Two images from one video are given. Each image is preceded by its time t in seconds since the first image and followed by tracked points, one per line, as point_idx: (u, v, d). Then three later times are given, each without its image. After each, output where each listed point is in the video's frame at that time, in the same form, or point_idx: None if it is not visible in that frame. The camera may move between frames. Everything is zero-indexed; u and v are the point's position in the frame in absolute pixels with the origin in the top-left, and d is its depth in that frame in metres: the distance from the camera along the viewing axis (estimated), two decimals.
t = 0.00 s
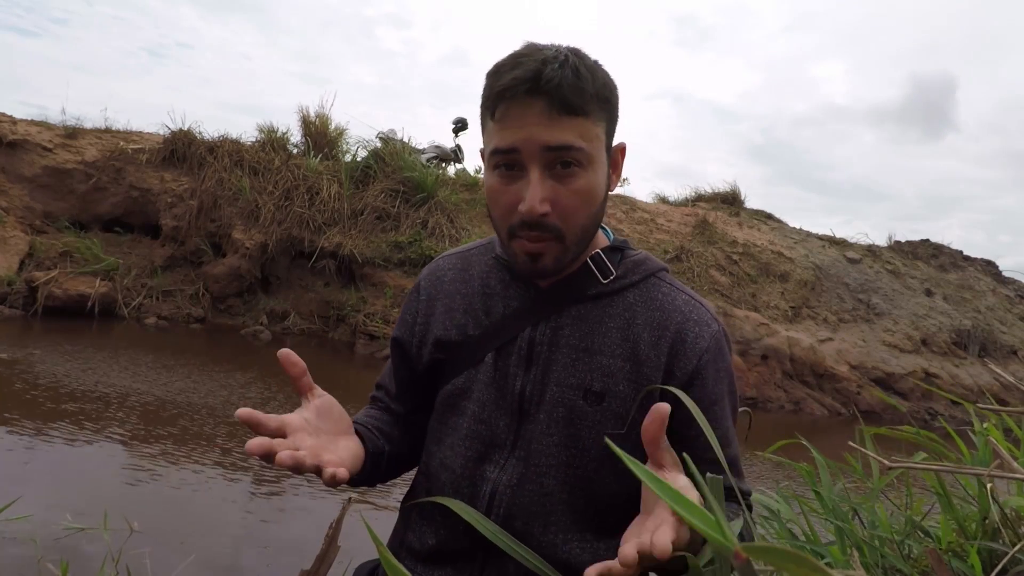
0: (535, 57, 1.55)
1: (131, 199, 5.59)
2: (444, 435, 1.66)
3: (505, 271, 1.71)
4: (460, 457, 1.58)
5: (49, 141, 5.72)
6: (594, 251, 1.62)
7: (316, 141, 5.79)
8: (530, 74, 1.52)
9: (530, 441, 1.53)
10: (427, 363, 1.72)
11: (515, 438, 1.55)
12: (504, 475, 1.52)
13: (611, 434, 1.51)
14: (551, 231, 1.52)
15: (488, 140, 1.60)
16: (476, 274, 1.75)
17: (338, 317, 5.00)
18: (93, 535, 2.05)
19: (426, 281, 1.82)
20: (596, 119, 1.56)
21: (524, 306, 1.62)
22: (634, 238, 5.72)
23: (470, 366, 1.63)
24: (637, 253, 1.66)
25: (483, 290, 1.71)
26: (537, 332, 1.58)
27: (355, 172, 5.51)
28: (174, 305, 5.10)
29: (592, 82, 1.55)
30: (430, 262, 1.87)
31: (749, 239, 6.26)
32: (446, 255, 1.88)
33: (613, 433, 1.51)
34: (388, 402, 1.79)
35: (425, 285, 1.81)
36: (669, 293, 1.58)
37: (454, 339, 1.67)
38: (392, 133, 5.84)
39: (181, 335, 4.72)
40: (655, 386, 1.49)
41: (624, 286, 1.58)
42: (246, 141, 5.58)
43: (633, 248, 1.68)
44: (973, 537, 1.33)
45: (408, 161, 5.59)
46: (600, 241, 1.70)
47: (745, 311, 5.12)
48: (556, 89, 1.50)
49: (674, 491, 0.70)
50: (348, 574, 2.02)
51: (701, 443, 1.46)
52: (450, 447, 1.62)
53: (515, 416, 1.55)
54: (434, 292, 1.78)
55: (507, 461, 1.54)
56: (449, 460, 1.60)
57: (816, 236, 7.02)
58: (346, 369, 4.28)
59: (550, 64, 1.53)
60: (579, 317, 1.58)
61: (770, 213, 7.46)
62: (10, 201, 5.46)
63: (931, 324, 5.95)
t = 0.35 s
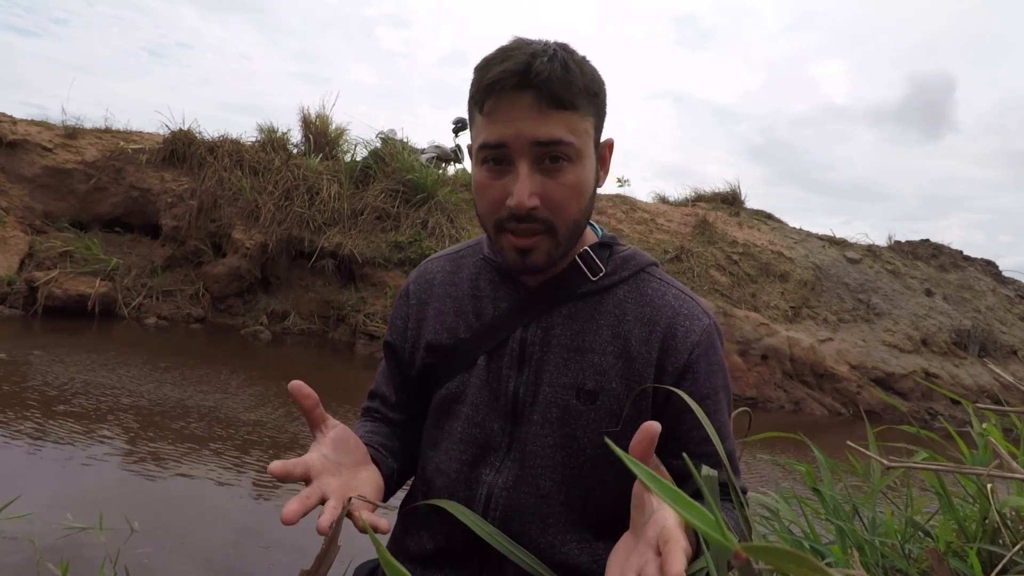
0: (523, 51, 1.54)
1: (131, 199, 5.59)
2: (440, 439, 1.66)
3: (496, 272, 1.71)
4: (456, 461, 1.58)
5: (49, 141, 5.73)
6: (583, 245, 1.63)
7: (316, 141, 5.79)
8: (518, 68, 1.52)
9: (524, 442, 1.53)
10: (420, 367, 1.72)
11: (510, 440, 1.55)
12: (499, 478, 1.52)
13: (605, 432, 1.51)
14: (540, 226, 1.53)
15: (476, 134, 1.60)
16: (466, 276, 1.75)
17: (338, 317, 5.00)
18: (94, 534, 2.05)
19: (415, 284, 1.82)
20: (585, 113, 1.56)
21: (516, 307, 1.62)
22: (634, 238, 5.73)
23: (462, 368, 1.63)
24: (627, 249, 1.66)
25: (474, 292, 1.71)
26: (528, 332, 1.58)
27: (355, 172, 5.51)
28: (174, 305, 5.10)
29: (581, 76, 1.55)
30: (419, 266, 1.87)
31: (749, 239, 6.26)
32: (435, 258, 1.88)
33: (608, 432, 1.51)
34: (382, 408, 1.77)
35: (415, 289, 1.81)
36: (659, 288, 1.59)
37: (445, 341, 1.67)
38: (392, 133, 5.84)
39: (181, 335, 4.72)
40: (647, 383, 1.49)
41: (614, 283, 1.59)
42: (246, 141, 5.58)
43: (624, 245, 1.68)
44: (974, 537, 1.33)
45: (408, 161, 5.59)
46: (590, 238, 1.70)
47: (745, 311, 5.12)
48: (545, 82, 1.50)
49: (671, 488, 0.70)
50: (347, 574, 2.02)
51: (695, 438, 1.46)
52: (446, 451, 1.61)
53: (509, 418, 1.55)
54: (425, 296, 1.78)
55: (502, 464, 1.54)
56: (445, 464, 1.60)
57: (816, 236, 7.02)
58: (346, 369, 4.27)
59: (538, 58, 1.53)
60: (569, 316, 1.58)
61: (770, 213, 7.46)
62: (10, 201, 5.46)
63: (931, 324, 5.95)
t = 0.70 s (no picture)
0: (512, 47, 1.55)
1: (131, 199, 5.59)
2: (438, 440, 1.66)
3: (492, 272, 1.71)
4: (453, 461, 1.58)
5: (49, 141, 5.73)
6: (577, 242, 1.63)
7: (316, 141, 5.79)
8: (508, 65, 1.52)
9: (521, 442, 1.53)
10: (417, 368, 1.72)
11: (508, 440, 1.55)
12: (497, 478, 1.52)
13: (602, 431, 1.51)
14: (532, 222, 1.53)
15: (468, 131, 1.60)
16: (463, 275, 1.75)
17: (338, 317, 5.01)
18: (95, 534, 2.05)
19: (412, 285, 1.82)
20: (577, 109, 1.56)
21: (513, 307, 1.62)
22: (634, 238, 5.73)
23: (459, 369, 1.63)
24: (624, 247, 1.66)
25: (471, 292, 1.71)
26: (525, 332, 1.58)
27: (355, 172, 5.51)
28: (174, 305, 5.10)
29: (573, 72, 1.55)
30: (415, 266, 1.87)
31: (749, 239, 6.26)
32: (432, 258, 1.88)
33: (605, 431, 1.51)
34: (385, 412, 1.77)
35: (412, 289, 1.81)
36: (655, 287, 1.58)
37: (442, 342, 1.67)
38: (392, 133, 5.85)
39: (181, 335, 4.72)
40: (644, 382, 1.49)
41: (610, 282, 1.58)
42: (246, 141, 5.58)
43: (621, 243, 1.68)
44: (974, 537, 1.33)
45: (408, 161, 5.59)
46: (586, 236, 1.69)
47: (745, 311, 5.12)
48: (534, 78, 1.51)
49: (671, 489, 0.70)
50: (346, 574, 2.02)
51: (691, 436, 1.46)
52: (444, 452, 1.62)
53: (506, 418, 1.56)
54: (422, 297, 1.78)
55: (499, 465, 1.54)
56: (444, 465, 1.60)
57: (816, 236, 7.02)
58: (346, 369, 4.27)
59: (528, 54, 1.53)
60: (566, 316, 1.57)
61: (770, 213, 7.46)
62: (10, 201, 5.45)
63: (931, 324, 5.95)
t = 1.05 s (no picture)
0: (474, 58, 1.64)
1: (131, 199, 5.59)
2: (443, 436, 1.67)
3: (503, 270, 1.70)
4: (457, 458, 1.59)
5: (49, 141, 5.73)
6: (542, 242, 1.57)
7: (316, 141, 5.79)
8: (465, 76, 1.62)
9: (527, 441, 1.54)
10: (427, 363, 1.71)
11: (514, 439, 1.56)
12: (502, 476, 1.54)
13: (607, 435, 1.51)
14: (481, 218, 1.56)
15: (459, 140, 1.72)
16: (475, 273, 1.74)
17: (338, 317, 5.01)
18: (94, 535, 2.05)
19: (425, 279, 1.80)
20: (519, 104, 1.55)
21: (523, 306, 1.61)
22: (634, 238, 5.72)
23: (467, 366, 1.62)
24: (636, 254, 1.65)
25: (482, 290, 1.70)
26: (535, 331, 1.58)
27: (355, 172, 5.51)
28: (174, 305, 5.10)
29: (513, 69, 1.56)
30: (428, 261, 1.86)
31: (749, 239, 6.26)
32: (445, 254, 1.87)
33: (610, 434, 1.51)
34: (389, 403, 1.77)
35: (424, 284, 1.80)
36: (667, 295, 1.57)
37: (452, 339, 1.66)
38: (392, 133, 5.85)
39: (181, 335, 4.72)
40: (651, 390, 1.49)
41: (622, 287, 1.57)
42: (246, 141, 5.58)
43: (633, 249, 1.67)
44: (973, 537, 1.33)
45: (408, 161, 5.59)
46: (598, 239, 1.69)
47: (745, 311, 5.12)
48: (478, 84, 1.59)
49: (670, 488, 0.71)
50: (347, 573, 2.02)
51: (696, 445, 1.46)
52: (451, 448, 1.62)
53: (513, 418, 1.56)
54: (433, 292, 1.77)
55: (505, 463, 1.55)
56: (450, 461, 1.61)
57: (816, 236, 7.02)
58: (346, 369, 4.27)
59: (481, 61, 1.61)
60: (576, 318, 1.57)
61: (770, 213, 7.47)
62: (10, 201, 5.45)
63: (931, 324, 5.95)
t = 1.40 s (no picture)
0: (518, 55, 1.61)
1: (131, 199, 5.59)
2: (453, 432, 1.64)
3: (512, 266, 1.71)
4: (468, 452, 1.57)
5: (49, 141, 5.73)
6: (584, 244, 1.55)
7: (316, 141, 5.79)
8: (512, 71, 1.60)
9: (538, 435, 1.53)
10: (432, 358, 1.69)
11: (523, 433, 1.54)
12: (513, 469, 1.52)
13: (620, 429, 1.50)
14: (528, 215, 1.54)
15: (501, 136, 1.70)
16: (482, 269, 1.74)
17: (338, 317, 5.01)
18: (94, 535, 2.05)
19: (430, 275, 1.80)
20: (538, 100, 1.54)
21: (534, 301, 1.61)
22: (634, 238, 5.72)
23: (476, 360, 1.61)
24: (644, 252, 1.66)
25: (491, 286, 1.70)
26: (546, 326, 1.58)
27: (355, 172, 5.51)
28: (174, 305, 5.10)
29: (527, 66, 1.56)
30: (434, 257, 1.86)
31: (749, 239, 6.26)
32: (450, 252, 1.87)
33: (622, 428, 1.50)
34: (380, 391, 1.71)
35: (429, 280, 1.79)
36: (677, 290, 1.59)
37: (460, 332, 1.65)
38: (392, 132, 5.85)
39: (181, 335, 4.72)
40: (665, 382, 1.48)
41: (633, 282, 1.59)
42: (246, 141, 5.58)
43: (641, 247, 1.68)
44: (974, 537, 1.33)
45: (408, 161, 5.59)
46: (608, 239, 1.69)
47: (745, 311, 5.12)
48: (523, 80, 1.56)
49: (671, 487, 0.70)
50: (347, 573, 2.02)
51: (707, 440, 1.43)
52: (458, 444, 1.60)
53: (524, 412, 1.55)
54: (438, 288, 1.76)
55: (513, 458, 1.53)
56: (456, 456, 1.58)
57: (816, 236, 7.02)
58: (346, 369, 4.27)
59: (526, 57, 1.58)
60: (587, 313, 1.57)
61: (770, 213, 7.47)
62: (10, 201, 5.46)
63: (931, 324, 5.95)
